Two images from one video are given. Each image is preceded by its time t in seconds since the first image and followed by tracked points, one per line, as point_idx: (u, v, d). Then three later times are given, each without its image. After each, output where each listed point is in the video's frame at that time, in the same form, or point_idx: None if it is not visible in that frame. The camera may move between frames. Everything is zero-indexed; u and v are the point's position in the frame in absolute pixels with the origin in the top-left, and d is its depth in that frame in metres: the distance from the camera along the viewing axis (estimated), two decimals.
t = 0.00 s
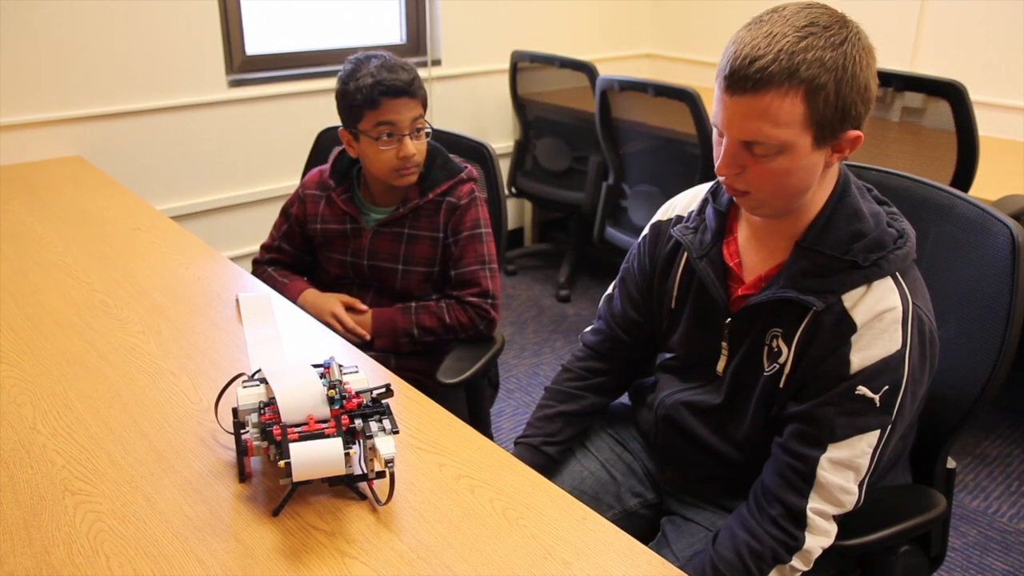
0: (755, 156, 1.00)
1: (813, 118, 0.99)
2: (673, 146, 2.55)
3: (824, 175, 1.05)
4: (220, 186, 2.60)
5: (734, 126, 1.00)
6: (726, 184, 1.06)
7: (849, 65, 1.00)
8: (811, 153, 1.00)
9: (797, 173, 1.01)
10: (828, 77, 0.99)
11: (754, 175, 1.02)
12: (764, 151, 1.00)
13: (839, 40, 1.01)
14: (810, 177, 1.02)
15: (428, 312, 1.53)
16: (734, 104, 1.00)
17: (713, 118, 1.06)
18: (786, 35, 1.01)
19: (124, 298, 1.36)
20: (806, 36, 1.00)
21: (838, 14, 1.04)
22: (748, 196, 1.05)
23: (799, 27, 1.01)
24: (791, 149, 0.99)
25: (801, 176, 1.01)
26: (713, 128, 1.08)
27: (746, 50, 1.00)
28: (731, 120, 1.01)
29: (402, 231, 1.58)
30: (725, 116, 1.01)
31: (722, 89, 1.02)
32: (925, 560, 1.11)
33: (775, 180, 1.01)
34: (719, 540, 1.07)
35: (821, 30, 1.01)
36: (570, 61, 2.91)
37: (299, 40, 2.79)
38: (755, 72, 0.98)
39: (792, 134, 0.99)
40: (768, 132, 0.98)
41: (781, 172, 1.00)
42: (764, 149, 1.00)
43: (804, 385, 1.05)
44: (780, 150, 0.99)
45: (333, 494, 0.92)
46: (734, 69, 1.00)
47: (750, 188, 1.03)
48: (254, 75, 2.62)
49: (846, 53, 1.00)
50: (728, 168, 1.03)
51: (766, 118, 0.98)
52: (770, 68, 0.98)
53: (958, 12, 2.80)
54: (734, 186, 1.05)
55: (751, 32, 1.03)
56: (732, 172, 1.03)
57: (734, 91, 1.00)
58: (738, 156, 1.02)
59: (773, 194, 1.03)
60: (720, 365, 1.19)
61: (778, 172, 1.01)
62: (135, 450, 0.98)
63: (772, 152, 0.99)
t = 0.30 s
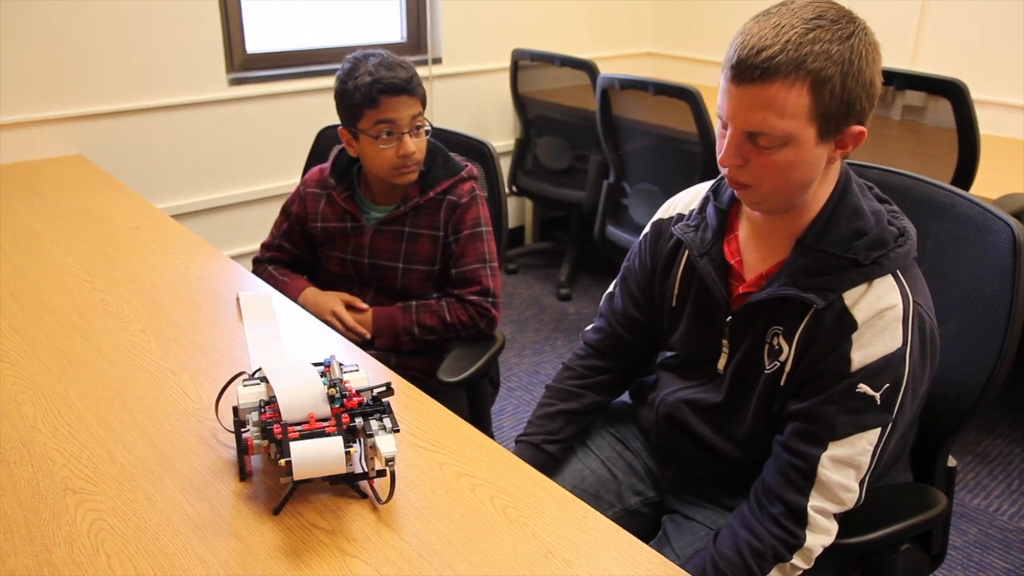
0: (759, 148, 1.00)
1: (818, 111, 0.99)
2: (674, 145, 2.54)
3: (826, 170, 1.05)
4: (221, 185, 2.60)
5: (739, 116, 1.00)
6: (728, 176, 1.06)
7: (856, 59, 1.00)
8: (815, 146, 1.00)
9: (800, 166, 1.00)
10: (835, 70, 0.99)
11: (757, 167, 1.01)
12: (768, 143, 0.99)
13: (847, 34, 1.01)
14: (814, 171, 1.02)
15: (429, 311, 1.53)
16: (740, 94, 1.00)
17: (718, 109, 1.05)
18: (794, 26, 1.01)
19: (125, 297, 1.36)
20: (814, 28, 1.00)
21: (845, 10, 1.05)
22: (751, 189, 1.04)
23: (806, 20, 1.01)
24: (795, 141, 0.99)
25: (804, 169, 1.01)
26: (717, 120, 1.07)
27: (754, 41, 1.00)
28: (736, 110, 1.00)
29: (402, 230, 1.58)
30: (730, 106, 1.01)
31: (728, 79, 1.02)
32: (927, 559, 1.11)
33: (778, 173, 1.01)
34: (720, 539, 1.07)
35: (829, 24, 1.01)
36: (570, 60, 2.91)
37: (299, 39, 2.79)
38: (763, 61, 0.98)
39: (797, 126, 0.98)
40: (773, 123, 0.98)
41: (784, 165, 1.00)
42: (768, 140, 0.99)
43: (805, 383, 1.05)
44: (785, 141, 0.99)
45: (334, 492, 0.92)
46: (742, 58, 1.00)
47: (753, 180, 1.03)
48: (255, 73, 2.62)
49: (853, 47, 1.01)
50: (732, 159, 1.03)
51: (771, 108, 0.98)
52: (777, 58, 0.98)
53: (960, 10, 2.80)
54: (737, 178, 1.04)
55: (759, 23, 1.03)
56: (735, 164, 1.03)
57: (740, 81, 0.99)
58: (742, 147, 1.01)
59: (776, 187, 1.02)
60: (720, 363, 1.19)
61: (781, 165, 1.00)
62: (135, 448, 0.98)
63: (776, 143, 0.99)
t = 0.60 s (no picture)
0: (764, 139, 1.00)
1: (825, 105, 0.99)
2: (674, 144, 2.54)
3: (830, 168, 1.04)
4: (221, 184, 2.60)
5: (746, 105, 1.00)
6: (732, 168, 1.06)
7: (865, 56, 1.01)
8: (820, 141, 1.00)
9: (804, 160, 1.00)
10: (844, 65, 0.99)
11: (761, 159, 1.01)
12: (774, 134, 0.99)
13: (857, 31, 1.02)
14: (818, 166, 1.02)
15: (423, 313, 1.52)
16: (748, 83, 1.00)
17: (724, 100, 1.05)
18: (806, 20, 1.01)
19: (126, 297, 1.36)
20: (826, 22, 1.01)
21: (856, 8, 1.05)
22: (754, 181, 1.04)
23: (818, 14, 1.02)
24: (800, 134, 0.99)
25: (808, 164, 1.01)
26: (723, 112, 1.08)
27: (764, 31, 1.01)
28: (743, 99, 1.00)
29: (400, 231, 1.57)
30: (737, 96, 1.01)
31: (737, 69, 1.02)
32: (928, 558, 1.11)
33: (782, 166, 1.01)
34: (721, 538, 1.07)
35: (840, 19, 1.02)
36: (571, 59, 2.91)
37: (299, 39, 2.79)
38: (773, 51, 0.98)
39: (803, 119, 0.98)
40: (780, 113, 0.98)
41: (788, 158, 1.00)
42: (773, 132, 0.99)
43: (807, 383, 1.05)
44: (790, 134, 0.99)
45: (335, 492, 0.92)
46: (752, 48, 1.00)
47: (757, 172, 1.03)
48: (256, 73, 2.62)
49: (862, 44, 1.01)
50: (736, 149, 1.03)
51: (778, 99, 0.98)
52: (787, 49, 0.98)
53: (960, 9, 2.80)
54: (741, 169, 1.04)
55: (771, 15, 1.04)
56: (740, 154, 1.03)
57: (749, 70, 1.00)
58: (747, 138, 1.01)
59: (779, 180, 1.02)
60: (722, 362, 1.19)
61: (785, 158, 1.00)
62: (136, 448, 0.98)
63: (781, 135, 0.99)
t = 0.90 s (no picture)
0: (773, 130, 1.00)
1: (835, 98, 0.99)
2: (676, 144, 2.54)
3: (838, 164, 1.04)
4: (222, 183, 2.60)
5: (756, 95, 1.01)
6: (739, 160, 1.06)
7: (877, 51, 1.01)
8: (829, 134, 1.00)
9: (812, 153, 1.01)
10: (855, 57, 0.99)
11: (770, 150, 1.02)
12: (782, 125, 1.00)
13: (870, 25, 1.02)
14: (826, 160, 1.02)
15: (406, 319, 1.50)
16: (758, 73, 1.00)
17: (734, 92, 1.06)
18: (818, 12, 1.01)
19: (127, 296, 1.37)
20: (838, 15, 1.01)
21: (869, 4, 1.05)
22: (761, 173, 1.04)
23: (830, 8, 1.02)
24: (809, 126, 0.99)
25: (816, 156, 1.01)
26: (733, 104, 1.08)
27: (777, 22, 1.01)
28: (753, 89, 1.01)
29: (392, 234, 1.57)
30: (747, 86, 1.02)
31: (747, 59, 1.02)
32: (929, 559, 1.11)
33: (790, 158, 1.01)
34: (723, 538, 1.07)
35: (852, 13, 1.02)
36: (573, 58, 2.90)
37: (301, 38, 2.79)
38: (784, 41, 0.98)
39: (812, 110, 0.99)
40: (789, 103, 0.99)
41: (796, 150, 1.00)
42: (782, 122, 1.00)
43: (811, 383, 1.05)
44: (799, 125, 0.99)
45: (337, 492, 0.92)
46: (763, 38, 1.00)
47: (765, 163, 1.03)
48: (257, 72, 2.62)
49: (874, 38, 1.01)
50: (744, 139, 1.03)
51: (789, 89, 0.98)
52: (798, 39, 0.98)
53: (962, 9, 2.79)
54: (748, 161, 1.05)
55: (784, 7, 1.04)
56: (748, 145, 1.03)
57: (760, 60, 1.00)
58: (756, 128, 1.02)
59: (786, 172, 1.02)
60: (727, 361, 1.19)
61: (793, 149, 1.00)
62: (138, 447, 0.98)
63: (790, 126, 1.00)
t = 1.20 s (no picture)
0: (778, 127, 1.01)
1: (840, 95, 0.99)
2: (678, 143, 2.54)
3: (844, 163, 1.04)
4: (224, 182, 2.60)
5: (762, 93, 1.01)
6: (745, 158, 1.06)
7: (883, 49, 1.00)
8: (834, 132, 1.00)
9: (818, 150, 1.01)
10: (861, 55, 0.98)
11: (775, 148, 1.02)
12: (788, 123, 1.00)
13: (876, 23, 1.01)
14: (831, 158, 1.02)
15: (387, 323, 1.50)
16: (764, 71, 1.00)
17: (741, 89, 1.06)
18: (824, 10, 1.01)
19: (129, 294, 1.37)
20: (844, 13, 1.01)
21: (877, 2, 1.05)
22: (767, 171, 1.05)
23: (836, 5, 1.02)
24: (815, 124, 0.99)
25: (822, 154, 1.01)
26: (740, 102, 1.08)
27: (783, 20, 1.01)
28: (759, 87, 1.01)
29: (381, 236, 1.57)
30: (753, 84, 1.02)
31: (754, 57, 1.02)
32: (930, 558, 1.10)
33: (796, 155, 1.01)
34: (724, 538, 1.07)
35: (859, 12, 1.02)
36: (574, 58, 2.90)
37: (302, 37, 2.79)
38: (790, 39, 0.98)
39: (818, 108, 0.99)
40: (794, 101, 0.99)
41: (802, 147, 1.01)
42: (787, 120, 1.00)
43: (813, 383, 1.05)
44: (804, 123, 0.99)
45: (338, 490, 0.92)
46: (770, 36, 1.00)
47: (770, 161, 1.03)
48: (258, 72, 2.62)
49: (880, 36, 1.01)
50: (750, 137, 1.03)
51: (794, 87, 0.99)
52: (804, 37, 0.98)
53: (963, 8, 2.79)
54: (754, 159, 1.05)
55: (791, 5, 1.04)
56: (754, 143, 1.04)
57: (766, 58, 1.00)
58: (762, 126, 1.02)
59: (791, 170, 1.03)
60: (730, 361, 1.19)
61: (798, 147, 1.01)
62: (140, 445, 0.98)
63: (796, 124, 1.00)
